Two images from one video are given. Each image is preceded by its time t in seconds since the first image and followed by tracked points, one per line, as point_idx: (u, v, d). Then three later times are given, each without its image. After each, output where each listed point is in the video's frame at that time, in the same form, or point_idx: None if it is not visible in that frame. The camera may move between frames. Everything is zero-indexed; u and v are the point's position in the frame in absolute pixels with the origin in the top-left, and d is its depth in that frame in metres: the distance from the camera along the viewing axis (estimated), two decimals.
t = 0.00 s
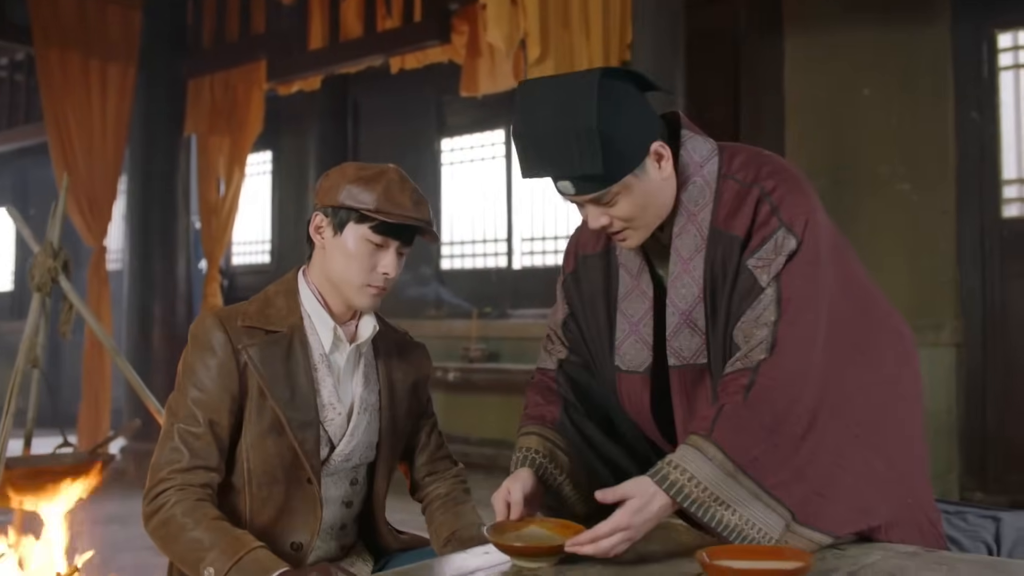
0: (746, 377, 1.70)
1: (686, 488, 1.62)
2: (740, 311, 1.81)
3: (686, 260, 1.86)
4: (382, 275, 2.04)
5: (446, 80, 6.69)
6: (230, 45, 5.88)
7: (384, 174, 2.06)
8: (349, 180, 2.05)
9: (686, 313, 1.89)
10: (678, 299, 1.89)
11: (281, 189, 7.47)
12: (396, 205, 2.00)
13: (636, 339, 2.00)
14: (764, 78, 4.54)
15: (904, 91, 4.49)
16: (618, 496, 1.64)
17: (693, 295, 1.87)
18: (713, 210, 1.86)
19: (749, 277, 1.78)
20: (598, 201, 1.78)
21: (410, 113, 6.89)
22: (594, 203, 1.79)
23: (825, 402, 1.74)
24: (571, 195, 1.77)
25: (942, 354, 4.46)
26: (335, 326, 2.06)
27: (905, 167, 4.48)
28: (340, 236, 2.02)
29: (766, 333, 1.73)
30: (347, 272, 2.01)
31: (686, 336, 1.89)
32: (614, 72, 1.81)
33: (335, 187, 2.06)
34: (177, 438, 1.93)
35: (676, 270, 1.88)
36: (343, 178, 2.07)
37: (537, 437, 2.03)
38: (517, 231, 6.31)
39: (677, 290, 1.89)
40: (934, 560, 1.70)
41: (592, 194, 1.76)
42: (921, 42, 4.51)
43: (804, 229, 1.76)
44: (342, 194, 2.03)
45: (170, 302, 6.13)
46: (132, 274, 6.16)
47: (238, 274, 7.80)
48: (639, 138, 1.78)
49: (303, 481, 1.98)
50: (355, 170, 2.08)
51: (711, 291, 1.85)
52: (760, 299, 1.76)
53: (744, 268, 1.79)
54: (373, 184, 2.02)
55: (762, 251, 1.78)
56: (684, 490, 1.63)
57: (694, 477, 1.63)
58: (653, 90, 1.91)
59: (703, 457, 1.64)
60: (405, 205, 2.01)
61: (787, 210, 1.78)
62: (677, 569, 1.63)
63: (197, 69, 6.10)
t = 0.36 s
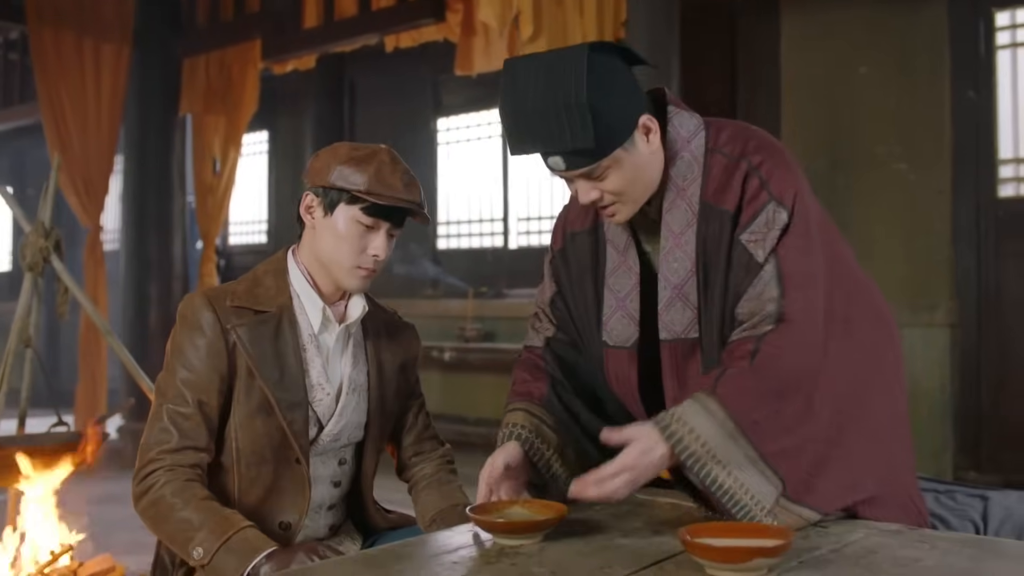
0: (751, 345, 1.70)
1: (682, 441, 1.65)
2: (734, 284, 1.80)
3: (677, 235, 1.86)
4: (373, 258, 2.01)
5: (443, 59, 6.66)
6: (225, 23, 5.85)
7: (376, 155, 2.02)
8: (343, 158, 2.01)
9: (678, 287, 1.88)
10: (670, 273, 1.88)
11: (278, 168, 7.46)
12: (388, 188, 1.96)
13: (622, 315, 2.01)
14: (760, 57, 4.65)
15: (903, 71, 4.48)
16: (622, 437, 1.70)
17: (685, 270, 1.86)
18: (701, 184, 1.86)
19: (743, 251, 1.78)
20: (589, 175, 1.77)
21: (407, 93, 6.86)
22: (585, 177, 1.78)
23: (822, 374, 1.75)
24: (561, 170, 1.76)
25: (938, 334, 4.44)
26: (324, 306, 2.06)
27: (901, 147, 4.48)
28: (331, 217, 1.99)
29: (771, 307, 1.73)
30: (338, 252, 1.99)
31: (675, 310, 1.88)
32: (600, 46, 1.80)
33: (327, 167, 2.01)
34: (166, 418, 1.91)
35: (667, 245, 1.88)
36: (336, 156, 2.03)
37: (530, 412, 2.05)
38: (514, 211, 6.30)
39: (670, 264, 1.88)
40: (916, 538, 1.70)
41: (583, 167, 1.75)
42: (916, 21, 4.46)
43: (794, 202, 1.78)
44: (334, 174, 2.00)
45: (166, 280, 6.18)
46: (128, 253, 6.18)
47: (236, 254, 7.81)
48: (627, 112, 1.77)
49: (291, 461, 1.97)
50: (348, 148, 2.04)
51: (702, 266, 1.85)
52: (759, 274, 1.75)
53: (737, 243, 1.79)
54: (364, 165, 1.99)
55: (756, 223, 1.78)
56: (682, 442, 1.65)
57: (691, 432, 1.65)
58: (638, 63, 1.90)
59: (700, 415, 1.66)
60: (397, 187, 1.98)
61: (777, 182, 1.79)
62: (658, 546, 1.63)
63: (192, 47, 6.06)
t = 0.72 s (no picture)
0: (863, 230, 1.84)
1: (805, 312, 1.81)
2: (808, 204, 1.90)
3: (728, 169, 1.94)
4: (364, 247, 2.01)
5: (440, 47, 6.64)
6: (221, 12, 5.83)
7: (366, 144, 2.01)
8: (335, 146, 2.00)
9: (739, 218, 1.94)
10: (728, 208, 1.94)
11: (275, 156, 7.45)
12: (378, 177, 1.96)
13: (622, 249, 2.10)
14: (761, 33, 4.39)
15: (901, 57, 4.46)
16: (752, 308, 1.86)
17: (742, 201, 1.94)
18: (737, 118, 1.96)
19: (817, 170, 1.88)
20: (623, 108, 1.81)
21: (404, 81, 6.84)
22: (619, 110, 1.81)
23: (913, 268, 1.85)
24: (597, 106, 1.78)
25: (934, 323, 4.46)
26: (315, 295, 2.06)
27: (897, 135, 4.51)
28: (321, 206, 1.99)
29: (878, 204, 1.84)
30: (328, 241, 1.99)
31: (747, 241, 1.94)
32: None
33: (317, 156, 2.00)
34: (154, 407, 1.91)
35: (719, 180, 1.95)
36: (326, 145, 2.02)
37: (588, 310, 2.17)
38: (511, 199, 6.31)
39: (726, 197, 1.95)
40: (902, 525, 1.71)
41: (621, 99, 1.78)
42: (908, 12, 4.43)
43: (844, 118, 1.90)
44: (325, 162, 1.98)
45: (163, 269, 6.21)
46: (125, 240, 6.20)
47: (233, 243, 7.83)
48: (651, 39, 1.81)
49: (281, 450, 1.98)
50: (338, 137, 2.03)
51: (758, 194, 1.93)
52: (849, 187, 1.86)
53: (805, 170, 1.89)
54: (354, 154, 1.98)
55: (818, 148, 1.88)
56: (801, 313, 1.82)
57: (809, 304, 1.82)
58: None
59: (817, 293, 1.82)
60: (387, 176, 1.97)
61: (821, 105, 1.91)
62: (646, 533, 1.64)
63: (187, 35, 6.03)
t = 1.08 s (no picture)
0: (949, 175, 1.85)
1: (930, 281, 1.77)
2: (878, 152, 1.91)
3: (784, 124, 1.99)
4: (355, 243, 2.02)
5: (438, 43, 6.63)
6: (219, 8, 5.82)
7: (356, 140, 2.01)
8: (324, 142, 2.00)
9: (799, 172, 1.98)
10: (788, 161, 1.98)
11: (273, 153, 7.45)
12: (368, 172, 1.95)
13: (669, 203, 2.17)
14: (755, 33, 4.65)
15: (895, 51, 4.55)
16: (880, 299, 1.82)
17: (801, 153, 1.98)
18: (793, 72, 2.01)
19: (888, 118, 1.90)
20: (678, 44, 1.89)
21: (402, 77, 6.84)
22: (675, 47, 1.90)
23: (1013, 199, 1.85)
24: (655, 39, 1.87)
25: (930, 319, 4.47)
26: (305, 292, 2.07)
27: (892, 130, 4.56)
28: (310, 202, 1.99)
29: (956, 142, 1.86)
30: (318, 237, 1.99)
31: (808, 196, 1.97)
32: None
33: (307, 152, 2.00)
34: (145, 404, 1.92)
35: (777, 135, 2.00)
36: (315, 141, 2.02)
37: (640, 293, 2.22)
38: (508, 196, 6.31)
39: (783, 153, 1.99)
40: (892, 521, 1.71)
41: (681, 33, 1.87)
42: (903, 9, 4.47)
43: (907, 66, 1.95)
44: (315, 159, 1.98)
45: (161, 265, 6.22)
46: (122, 237, 6.21)
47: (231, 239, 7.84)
48: None
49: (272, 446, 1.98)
50: (328, 133, 2.03)
51: (818, 143, 1.96)
52: (924, 132, 1.89)
53: (874, 115, 1.91)
54: (344, 150, 1.98)
55: (884, 92, 1.91)
56: (918, 282, 1.79)
57: (929, 271, 1.78)
58: None
59: (936, 258, 1.79)
60: (377, 171, 1.97)
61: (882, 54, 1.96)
62: (635, 529, 1.64)
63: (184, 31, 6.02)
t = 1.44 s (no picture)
0: None
1: None
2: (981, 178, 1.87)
3: (875, 150, 1.93)
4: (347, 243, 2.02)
5: (436, 42, 6.62)
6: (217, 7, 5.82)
7: (348, 139, 2.01)
8: (316, 143, 2.00)
9: (899, 199, 1.93)
10: (882, 189, 1.93)
11: (271, 152, 7.46)
12: (360, 172, 1.96)
13: (756, 219, 2.19)
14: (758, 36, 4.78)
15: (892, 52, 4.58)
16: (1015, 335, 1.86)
17: (895, 179, 1.92)
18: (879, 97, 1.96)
19: (984, 142, 1.85)
20: (726, 52, 1.85)
21: (401, 77, 6.85)
22: (723, 53, 1.86)
23: None
24: (700, 40, 1.85)
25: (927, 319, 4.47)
26: (297, 293, 2.07)
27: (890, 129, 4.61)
28: (303, 202, 1.99)
29: None
30: (310, 237, 1.99)
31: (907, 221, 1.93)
32: None
33: (299, 152, 2.01)
34: (138, 405, 1.92)
35: (868, 163, 1.94)
36: (306, 141, 2.02)
37: (745, 302, 2.28)
38: (506, 195, 6.32)
39: (876, 181, 1.93)
40: (883, 521, 1.71)
41: (728, 40, 1.83)
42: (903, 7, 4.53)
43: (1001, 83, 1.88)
44: (307, 159, 1.98)
45: (159, 264, 6.23)
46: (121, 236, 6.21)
47: (230, 239, 7.84)
48: None
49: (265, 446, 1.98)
50: (320, 133, 2.03)
51: (917, 172, 1.92)
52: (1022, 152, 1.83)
53: (972, 139, 1.86)
54: (336, 149, 1.98)
55: (976, 116, 1.86)
56: None
57: None
58: None
59: None
60: (368, 171, 1.97)
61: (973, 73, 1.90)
62: (626, 529, 1.64)
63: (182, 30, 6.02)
